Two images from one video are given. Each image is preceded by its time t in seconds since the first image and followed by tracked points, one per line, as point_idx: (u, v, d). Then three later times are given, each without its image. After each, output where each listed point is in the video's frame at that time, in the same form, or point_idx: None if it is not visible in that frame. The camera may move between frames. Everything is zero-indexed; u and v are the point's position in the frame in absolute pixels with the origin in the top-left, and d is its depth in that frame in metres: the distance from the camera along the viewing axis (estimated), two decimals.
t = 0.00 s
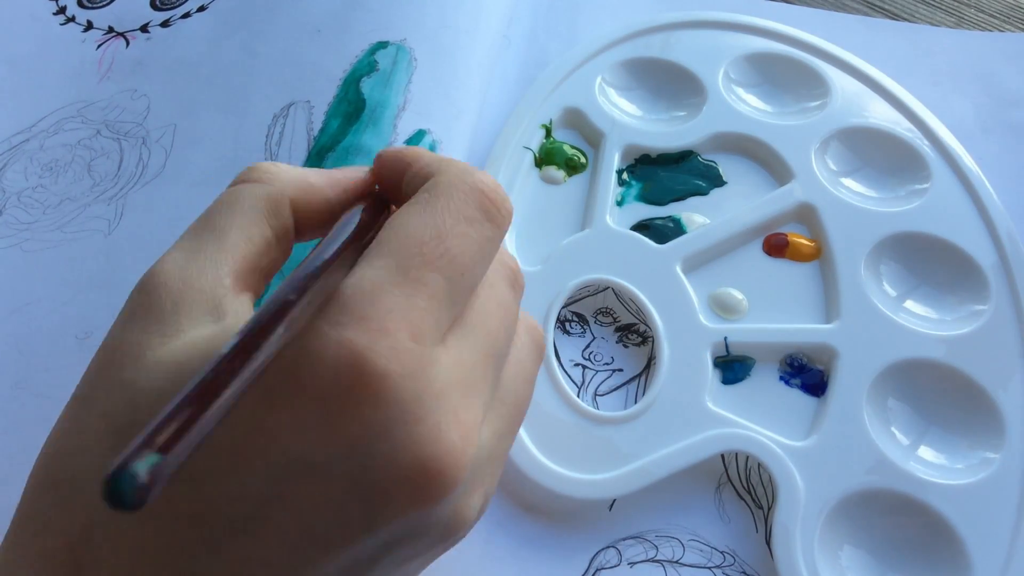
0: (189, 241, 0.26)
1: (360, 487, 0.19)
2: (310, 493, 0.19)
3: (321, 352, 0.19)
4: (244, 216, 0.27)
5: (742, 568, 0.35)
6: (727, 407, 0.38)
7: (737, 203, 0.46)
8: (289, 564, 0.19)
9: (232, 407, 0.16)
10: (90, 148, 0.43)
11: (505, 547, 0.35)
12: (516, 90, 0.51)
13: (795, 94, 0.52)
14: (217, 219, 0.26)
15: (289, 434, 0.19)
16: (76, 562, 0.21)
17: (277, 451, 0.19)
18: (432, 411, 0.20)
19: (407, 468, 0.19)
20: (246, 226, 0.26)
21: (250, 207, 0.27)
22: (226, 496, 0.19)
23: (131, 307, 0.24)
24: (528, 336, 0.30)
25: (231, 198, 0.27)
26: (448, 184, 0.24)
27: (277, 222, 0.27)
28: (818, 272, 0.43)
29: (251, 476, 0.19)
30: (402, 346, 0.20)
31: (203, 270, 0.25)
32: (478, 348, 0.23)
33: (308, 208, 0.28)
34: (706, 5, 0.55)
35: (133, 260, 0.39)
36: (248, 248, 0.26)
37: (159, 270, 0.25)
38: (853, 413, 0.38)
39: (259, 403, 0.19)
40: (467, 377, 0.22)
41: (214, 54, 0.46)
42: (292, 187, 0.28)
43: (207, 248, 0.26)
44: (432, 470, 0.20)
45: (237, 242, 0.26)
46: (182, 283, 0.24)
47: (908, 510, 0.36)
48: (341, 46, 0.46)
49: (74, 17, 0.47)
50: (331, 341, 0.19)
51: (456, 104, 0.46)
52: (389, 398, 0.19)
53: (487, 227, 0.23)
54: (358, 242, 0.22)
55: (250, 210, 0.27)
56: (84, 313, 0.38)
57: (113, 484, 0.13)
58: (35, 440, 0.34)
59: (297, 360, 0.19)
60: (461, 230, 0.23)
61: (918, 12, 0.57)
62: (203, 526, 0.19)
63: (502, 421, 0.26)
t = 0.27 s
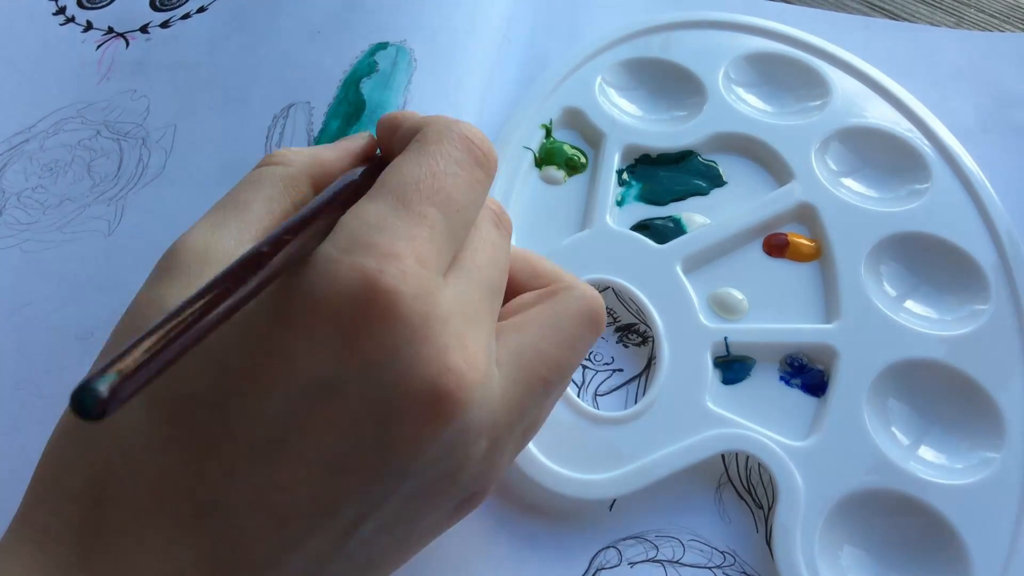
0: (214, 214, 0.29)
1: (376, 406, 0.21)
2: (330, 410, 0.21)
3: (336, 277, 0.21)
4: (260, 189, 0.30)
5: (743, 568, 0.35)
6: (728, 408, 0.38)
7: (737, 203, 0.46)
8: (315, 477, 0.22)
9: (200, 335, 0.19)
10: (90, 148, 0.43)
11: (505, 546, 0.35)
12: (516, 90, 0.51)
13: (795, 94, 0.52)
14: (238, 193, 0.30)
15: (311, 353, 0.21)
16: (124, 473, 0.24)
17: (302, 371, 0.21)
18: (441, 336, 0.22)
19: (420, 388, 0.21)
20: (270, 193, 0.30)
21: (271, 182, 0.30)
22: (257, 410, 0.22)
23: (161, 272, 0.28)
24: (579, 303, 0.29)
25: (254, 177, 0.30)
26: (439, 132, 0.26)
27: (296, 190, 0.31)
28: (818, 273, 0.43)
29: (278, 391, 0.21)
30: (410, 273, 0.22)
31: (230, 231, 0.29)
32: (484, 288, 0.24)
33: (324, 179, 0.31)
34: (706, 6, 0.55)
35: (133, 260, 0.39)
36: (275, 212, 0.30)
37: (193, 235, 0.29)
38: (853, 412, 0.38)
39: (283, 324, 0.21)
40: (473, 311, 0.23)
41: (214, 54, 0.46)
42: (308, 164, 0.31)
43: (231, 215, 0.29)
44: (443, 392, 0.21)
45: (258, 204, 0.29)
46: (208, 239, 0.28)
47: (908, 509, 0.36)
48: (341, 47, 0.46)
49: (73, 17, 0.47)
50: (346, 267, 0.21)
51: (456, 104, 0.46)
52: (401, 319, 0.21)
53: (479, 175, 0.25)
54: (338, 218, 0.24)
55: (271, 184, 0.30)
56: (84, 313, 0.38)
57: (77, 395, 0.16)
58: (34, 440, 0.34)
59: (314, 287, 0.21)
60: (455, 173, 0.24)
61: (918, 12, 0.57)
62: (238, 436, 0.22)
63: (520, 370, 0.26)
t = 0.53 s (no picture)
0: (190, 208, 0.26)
1: (371, 452, 0.19)
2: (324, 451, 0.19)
3: (338, 312, 0.19)
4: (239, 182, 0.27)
5: (743, 568, 0.35)
6: (728, 408, 0.38)
7: (737, 203, 0.46)
8: (306, 524, 0.20)
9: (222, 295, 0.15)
10: (89, 148, 0.43)
11: (505, 545, 0.35)
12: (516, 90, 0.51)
13: (794, 94, 0.52)
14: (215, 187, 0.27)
15: (304, 391, 0.19)
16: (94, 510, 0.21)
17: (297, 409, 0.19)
18: (444, 376, 0.20)
19: (419, 430, 0.19)
20: (247, 189, 0.26)
21: (256, 177, 0.27)
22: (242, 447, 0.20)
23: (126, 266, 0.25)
24: (585, 337, 0.27)
25: (235, 167, 0.27)
26: (456, 159, 0.24)
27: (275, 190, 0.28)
28: (818, 273, 0.43)
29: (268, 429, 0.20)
30: (416, 306, 0.20)
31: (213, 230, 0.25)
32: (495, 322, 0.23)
33: (310, 179, 0.28)
34: (706, 6, 0.55)
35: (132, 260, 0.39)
36: (250, 212, 0.26)
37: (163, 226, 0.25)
38: (853, 412, 0.38)
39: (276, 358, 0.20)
40: (481, 345, 0.22)
41: (214, 54, 0.46)
42: (294, 162, 0.28)
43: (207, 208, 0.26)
44: (444, 436, 0.20)
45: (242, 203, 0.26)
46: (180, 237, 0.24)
47: (907, 509, 0.36)
48: (341, 46, 0.46)
49: (72, 16, 0.47)
50: (348, 299, 0.19)
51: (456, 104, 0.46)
52: (403, 358, 0.19)
53: (500, 201, 0.23)
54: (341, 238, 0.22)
55: (255, 180, 0.27)
56: (84, 313, 0.38)
57: (118, 271, 0.11)
58: (33, 440, 0.34)
59: (312, 319, 0.19)
60: (472, 198, 0.22)
61: (918, 12, 0.57)
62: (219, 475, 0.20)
63: (527, 410, 0.24)
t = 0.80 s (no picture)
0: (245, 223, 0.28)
1: (420, 462, 0.20)
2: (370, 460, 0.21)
3: (397, 328, 0.21)
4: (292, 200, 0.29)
5: (743, 568, 0.35)
6: (728, 408, 0.38)
7: (737, 203, 0.46)
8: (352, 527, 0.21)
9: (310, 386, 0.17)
10: (89, 147, 0.43)
11: (506, 545, 0.35)
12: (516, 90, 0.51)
13: (794, 94, 0.52)
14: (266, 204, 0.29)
15: (360, 402, 0.21)
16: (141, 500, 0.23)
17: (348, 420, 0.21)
18: (491, 391, 0.21)
19: (464, 441, 0.21)
20: (304, 207, 0.29)
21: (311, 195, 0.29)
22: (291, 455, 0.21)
23: (187, 273, 0.26)
24: (616, 357, 0.28)
25: (291, 186, 0.29)
26: (498, 182, 0.25)
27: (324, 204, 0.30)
28: (818, 273, 0.43)
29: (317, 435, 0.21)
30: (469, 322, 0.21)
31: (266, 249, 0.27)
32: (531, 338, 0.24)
33: (359, 195, 0.31)
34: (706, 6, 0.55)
35: (132, 260, 0.39)
36: (305, 227, 0.28)
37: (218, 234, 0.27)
38: (853, 412, 0.38)
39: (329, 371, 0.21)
40: (522, 362, 0.23)
41: (213, 53, 0.46)
42: (346, 184, 0.31)
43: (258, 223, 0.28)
44: (488, 450, 0.21)
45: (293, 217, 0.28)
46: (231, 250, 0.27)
47: (907, 509, 0.36)
48: (341, 46, 0.46)
49: (72, 15, 0.47)
50: (407, 316, 0.21)
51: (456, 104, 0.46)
52: (455, 373, 0.21)
53: (535, 222, 0.25)
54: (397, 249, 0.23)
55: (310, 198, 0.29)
56: (84, 313, 0.38)
57: (223, 450, 0.15)
58: (33, 440, 0.34)
59: (368, 331, 0.21)
60: (515, 220, 0.24)
61: (918, 12, 0.57)
62: (265, 478, 0.21)
63: (554, 425, 0.25)
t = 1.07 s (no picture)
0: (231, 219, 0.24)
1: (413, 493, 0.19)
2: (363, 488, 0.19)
3: (396, 353, 0.19)
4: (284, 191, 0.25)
5: (743, 568, 0.35)
6: (728, 408, 0.38)
7: (737, 203, 0.46)
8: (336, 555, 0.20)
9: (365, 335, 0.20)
10: (89, 147, 0.43)
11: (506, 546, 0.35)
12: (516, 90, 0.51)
13: (794, 94, 0.52)
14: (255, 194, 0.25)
15: (355, 428, 0.19)
16: (127, 529, 0.21)
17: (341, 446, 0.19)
18: (492, 421, 0.20)
19: (463, 474, 0.19)
20: (298, 201, 0.24)
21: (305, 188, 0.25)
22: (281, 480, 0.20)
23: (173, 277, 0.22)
24: (617, 378, 0.27)
25: (284, 175, 0.25)
26: (513, 200, 0.23)
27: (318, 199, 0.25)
28: (818, 272, 0.43)
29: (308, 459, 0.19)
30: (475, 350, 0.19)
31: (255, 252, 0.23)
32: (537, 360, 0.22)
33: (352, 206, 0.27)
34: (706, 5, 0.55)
35: (132, 260, 0.39)
36: (297, 226, 0.24)
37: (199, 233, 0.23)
38: (852, 412, 0.38)
39: (333, 390, 0.19)
40: (528, 389, 0.21)
41: (213, 53, 0.46)
42: (343, 181, 0.27)
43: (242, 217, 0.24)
44: (488, 482, 0.19)
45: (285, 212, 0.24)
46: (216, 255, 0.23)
47: (907, 509, 0.36)
48: (341, 47, 0.46)
49: (72, 15, 0.47)
50: (408, 342, 0.19)
51: (456, 104, 0.46)
52: (457, 402, 0.19)
53: (551, 240, 0.23)
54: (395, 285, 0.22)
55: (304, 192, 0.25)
56: (83, 313, 0.38)
57: (341, 352, 0.19)
58: (34, 440, 0.34)
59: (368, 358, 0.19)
60: (530, 241, 0.22)
61: (918, 12, 0.57)
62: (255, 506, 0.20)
63: (557, 449, 0.23)
